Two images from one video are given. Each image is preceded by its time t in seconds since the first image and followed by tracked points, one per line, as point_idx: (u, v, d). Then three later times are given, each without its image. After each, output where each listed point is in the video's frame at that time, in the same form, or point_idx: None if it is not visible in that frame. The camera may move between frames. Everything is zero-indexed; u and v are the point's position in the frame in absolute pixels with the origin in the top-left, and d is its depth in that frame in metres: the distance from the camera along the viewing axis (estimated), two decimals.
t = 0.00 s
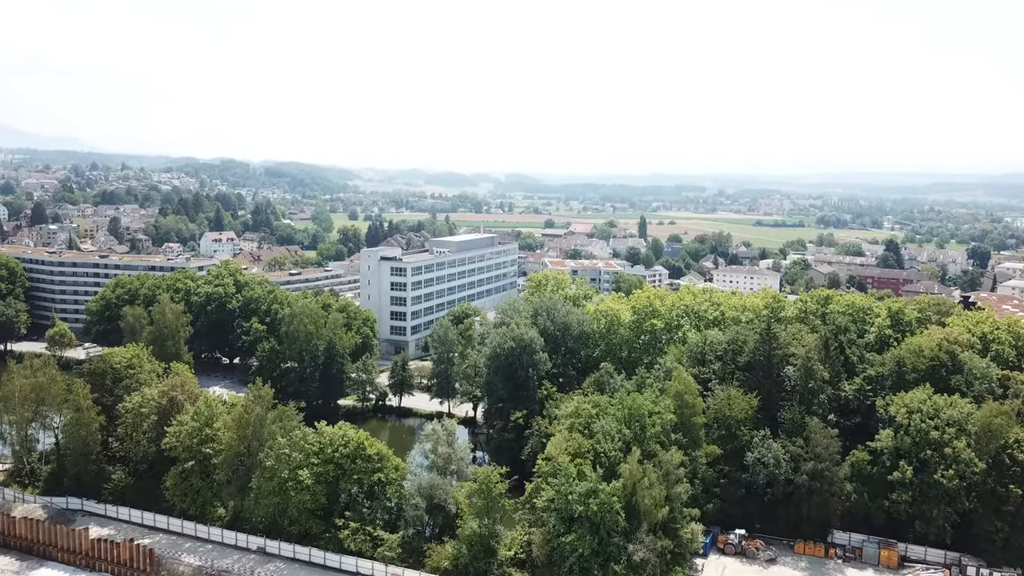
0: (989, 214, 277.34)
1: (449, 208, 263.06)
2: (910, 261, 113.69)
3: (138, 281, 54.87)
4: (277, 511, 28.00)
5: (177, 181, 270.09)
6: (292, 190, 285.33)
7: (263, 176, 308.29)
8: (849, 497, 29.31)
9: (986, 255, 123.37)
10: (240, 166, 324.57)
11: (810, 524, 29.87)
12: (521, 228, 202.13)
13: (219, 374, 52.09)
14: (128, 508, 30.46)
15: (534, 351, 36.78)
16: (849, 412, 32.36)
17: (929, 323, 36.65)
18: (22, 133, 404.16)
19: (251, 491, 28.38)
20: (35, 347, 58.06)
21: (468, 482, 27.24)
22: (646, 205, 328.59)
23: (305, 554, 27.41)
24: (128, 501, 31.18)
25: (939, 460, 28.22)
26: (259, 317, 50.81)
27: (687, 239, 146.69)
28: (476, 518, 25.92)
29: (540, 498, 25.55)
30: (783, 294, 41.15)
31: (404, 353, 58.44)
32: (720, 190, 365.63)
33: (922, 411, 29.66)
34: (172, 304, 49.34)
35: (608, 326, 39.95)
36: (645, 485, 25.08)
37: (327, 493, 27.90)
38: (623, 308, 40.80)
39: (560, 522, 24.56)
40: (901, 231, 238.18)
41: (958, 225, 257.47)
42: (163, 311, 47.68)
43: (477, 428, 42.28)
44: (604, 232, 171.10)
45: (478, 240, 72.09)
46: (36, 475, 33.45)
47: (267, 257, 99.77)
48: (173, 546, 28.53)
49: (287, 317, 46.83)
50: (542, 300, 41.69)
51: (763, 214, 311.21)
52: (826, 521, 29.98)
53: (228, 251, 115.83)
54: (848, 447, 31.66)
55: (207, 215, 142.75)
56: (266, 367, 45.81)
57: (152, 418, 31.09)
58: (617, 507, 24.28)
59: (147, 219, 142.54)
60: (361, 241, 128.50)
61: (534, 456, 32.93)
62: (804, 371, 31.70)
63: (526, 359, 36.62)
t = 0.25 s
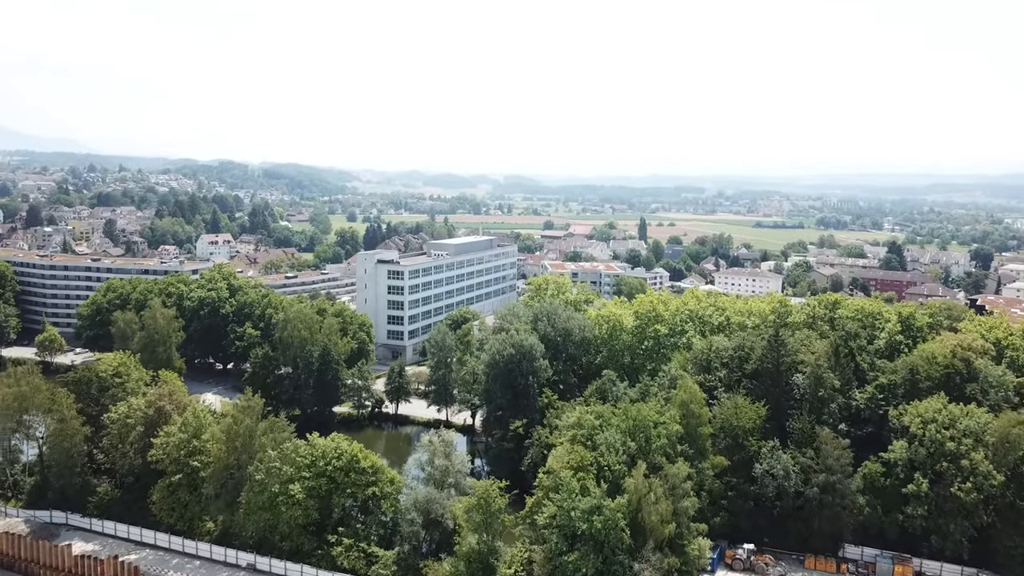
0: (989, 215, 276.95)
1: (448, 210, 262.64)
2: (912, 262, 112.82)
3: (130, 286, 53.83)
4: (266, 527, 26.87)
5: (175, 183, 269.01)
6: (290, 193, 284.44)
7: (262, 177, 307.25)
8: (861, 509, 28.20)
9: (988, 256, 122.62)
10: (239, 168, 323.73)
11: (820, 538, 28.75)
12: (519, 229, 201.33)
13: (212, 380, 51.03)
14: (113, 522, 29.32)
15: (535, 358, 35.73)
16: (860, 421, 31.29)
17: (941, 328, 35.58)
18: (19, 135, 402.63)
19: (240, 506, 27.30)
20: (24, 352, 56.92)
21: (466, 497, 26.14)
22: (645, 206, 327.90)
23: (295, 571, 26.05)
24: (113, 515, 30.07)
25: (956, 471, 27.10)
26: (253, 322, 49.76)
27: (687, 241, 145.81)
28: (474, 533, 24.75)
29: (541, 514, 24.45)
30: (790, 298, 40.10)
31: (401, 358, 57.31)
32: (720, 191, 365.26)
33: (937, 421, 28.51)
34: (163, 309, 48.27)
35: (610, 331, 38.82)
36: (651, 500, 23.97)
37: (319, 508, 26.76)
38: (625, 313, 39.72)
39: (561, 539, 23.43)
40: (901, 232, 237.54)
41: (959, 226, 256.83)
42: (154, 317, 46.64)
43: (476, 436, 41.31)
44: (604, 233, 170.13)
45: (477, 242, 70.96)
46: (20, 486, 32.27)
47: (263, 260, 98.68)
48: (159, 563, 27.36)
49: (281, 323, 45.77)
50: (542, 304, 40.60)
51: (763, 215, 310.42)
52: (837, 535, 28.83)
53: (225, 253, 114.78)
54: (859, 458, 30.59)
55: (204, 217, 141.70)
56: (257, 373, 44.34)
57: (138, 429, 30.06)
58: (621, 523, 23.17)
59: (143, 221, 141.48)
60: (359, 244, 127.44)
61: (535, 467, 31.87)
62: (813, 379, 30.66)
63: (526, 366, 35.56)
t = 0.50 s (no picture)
0: (990, 217, 276.18)
1: (447, 212, 261.66)
2: (916, 265, 111.80)
3: (123, 289, 52.77)
4: (256, 544, 25.65)
5: (174, 184, 267.92)
6: (289, 194, 283.45)
7: (260, 179, 306.26)
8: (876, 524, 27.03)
9: (991, 258, 121.66)
10: (238, 169, 322.68)
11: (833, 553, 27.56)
12: (519, 231, 200.37)
13: (205, 386, 49.89)
14: (98, 537, 28.12)
15: (536, 365, 34.67)
16: (873, 432, 30.18)
17: (954, 335, 34.53)
18: (18, 136, 401.55)
19: (229, 521, 26.17)
20: (15, 357, 55.81)
21: (465, 512, 25.04)
22: (646, 207, 327.12)
23: None
24: (99, 529, 28.81)
25: (975, 485, 25.94)
26: (248, 327, 48.68)
27: (688, 243, 144.82)
28: (474, 551, 23.68)
29: (544, 531, 23.33)
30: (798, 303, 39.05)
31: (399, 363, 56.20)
32: (720, 193, 364.57)
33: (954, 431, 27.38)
34: (155, 314, 47.23)
35: (614, 337, 37.77)
36: (660, 517, 22.85)
37: (312, 524, 25.56)
38: (628, 318, 38.63)
39: (564, 557, 22.27)
40: (902, 234, 236.67)
41: (960, 227, 256.01)
42: (146, 321, 45.58)
43: (475, 444, 40.52)
44: (604, 235, 169.32)
45: (477, 245, 69.88)
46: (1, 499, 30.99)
47: (260, 262, 97.64)
48: None
49: (276, 328, 44.72)
50: (544, 309, 39.56)
51: (763, 217, 309.51)
52: (851, 551, 27.65)
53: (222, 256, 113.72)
54: (873, 470, 29.47)
55: (201, 219, 140.62)
56: (251, 380, 43.15)
57: (124, 440, 28.94)
58: (629, 541, 22.01)
59: (140, 223, 140.40)
60: (357, 246, 126.35)
61: (536, 479, 30.80)
62: (825, 388, 29.60)
63: (527, 373, 34.50)
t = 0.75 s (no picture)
0: (990, 218, 275.57)
1: (446, 214, 260.76)
2: (919, 266, 110.82)
3: (114, 294, 51.67)
4: (246, 563, 24.39)
5: (171, 186, 266.35)
6: (288, 196, 282.46)
7: (259, 180, 305.07)
8: (892, 540, 25.87)
9: (994, 260, 120.76)
10: (236, 171, 321.63)
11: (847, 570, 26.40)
12: (519, 233, 199.39)
13: (198, 392, 48.68)
14: (82, 554, 26.89)
15: (537, 373, 33.60)
16: (888, 442, 29.03)
17: (969, 341, 33.42)
18: (15, 138, 399.94)
19: (218, 538, 25.04)
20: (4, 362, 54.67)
21: (464, 529, 23.94)
22: (645, 209, 326.32)
23: None
24: (84, 546, 27.60)
25: (996, 499, 24.75)
26: (241, 332, 47.54)
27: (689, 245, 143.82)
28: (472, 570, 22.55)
29: (546, 550, 22.17)
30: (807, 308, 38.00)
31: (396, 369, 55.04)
32: (719, 195, 363.93)
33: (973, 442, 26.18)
34: (146, 319, 46.10)
35: (617, 344, 36.68)
36: (668, 535, 21.70)
37: (305, 540, 24.41)
38: (631, 323, 37.54)
39: None
40: (903, 235, 235.86)
41: (960, 228, 255.37)
42: (136, 327, 44.41)
43: (474, 452, 39.68)
44: (604, 237, 168.34)
45: (476, 248, 68.77)
46: None
47: (257, 265, 96.55)
48: None
49: (269, 334, 43.62)
50: (545, 315, 38.49)
51: (763, 218, 308.37)
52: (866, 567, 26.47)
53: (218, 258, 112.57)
54: (888, 482, 28.33)
55: (198, 220, 139.35)
56: (242, 387, 41.77)
57: (109, 453, 27.83)
58: (635, 561, 20.86)
59: (136, 225, 139.17)
60: (355, 248, 125.17)
61: (538, 491, 29.72)
62: (836, 397, 28.50)
63: (528, 381, 33.41)
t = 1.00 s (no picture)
0: (990, 220, 274.96)
1: (445, 216, 259.82)
2: (922, 269, 109.81)
3: (105, 299, 50.58)
4: None
5: (169, 188, 265.07)
6: (286, 198, 281.56)
7: (257, 182, 303.88)
8: (911, 559, 24.68)
9: (997, 262, 119.78)
10: (234, 173, 320.73)
11: None
12: (518, 235, 198.40)
13: (190, 399, 47.66)
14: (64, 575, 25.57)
15: (539, 382, 32.52)
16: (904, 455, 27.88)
17: (985, 348, 32.29)
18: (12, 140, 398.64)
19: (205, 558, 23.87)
20: None
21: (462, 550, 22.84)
22: (644, 211, 325.62)
23: None
24: (66, 565, 26.38)
25: (1019, 517, 23.54)
26: (234, 338, 46.47)
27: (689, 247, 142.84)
28: None
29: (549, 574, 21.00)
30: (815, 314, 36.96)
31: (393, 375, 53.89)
32: (719, 197, 363.39)
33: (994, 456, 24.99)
34: (137, 325, 44.99)
35: (620, 351, 35.58)
36: (678, 557, 20.49)
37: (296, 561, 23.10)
38: (635, 330, 36.45)
39: None
40: (903, 237, 235.08)
41: (961, 230, 254.66)
42: (126, 334, 43.27)
43: (474, 463, 38.81)
44: (604, 239, 167.38)
45: (475, 251, 67.62)
46: None
47: (253, 269, 95.48)
48: None
49: (262, 341, 42.52)
50: (545, 321, 37.39)
51: (762, 220, 307.51)
52: None
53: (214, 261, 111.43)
54: (905, 497, 27.17)
55: (194, 223, 138.15)
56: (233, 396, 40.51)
57: (92, 468, 26.65)
58: None
59: (132, 228, 137.96)
60: (353, 251, 124.11)
61: (540, 506, 28.63)
62: (849, 409, 27.38)
63: (529, 392, 32.30)
